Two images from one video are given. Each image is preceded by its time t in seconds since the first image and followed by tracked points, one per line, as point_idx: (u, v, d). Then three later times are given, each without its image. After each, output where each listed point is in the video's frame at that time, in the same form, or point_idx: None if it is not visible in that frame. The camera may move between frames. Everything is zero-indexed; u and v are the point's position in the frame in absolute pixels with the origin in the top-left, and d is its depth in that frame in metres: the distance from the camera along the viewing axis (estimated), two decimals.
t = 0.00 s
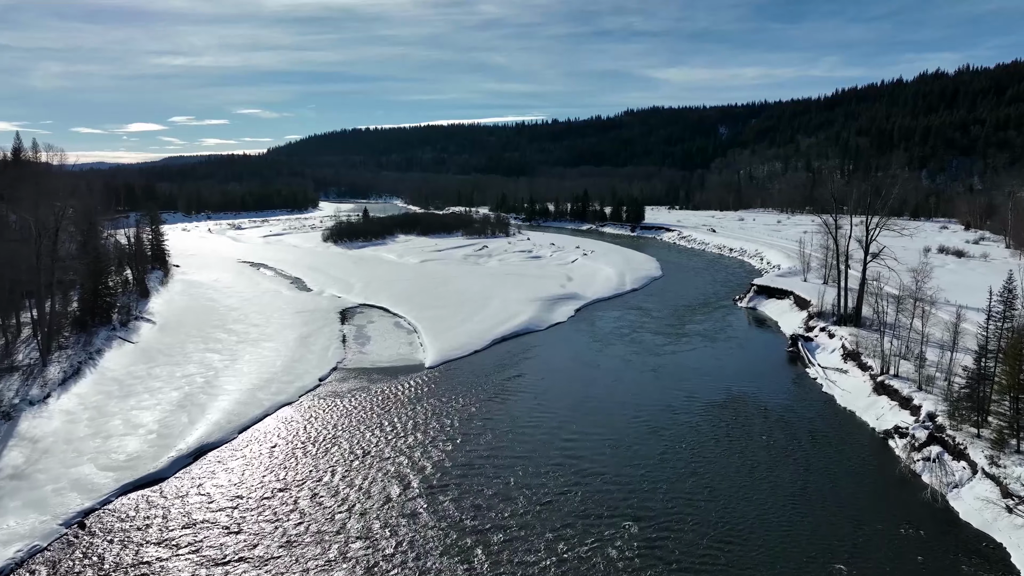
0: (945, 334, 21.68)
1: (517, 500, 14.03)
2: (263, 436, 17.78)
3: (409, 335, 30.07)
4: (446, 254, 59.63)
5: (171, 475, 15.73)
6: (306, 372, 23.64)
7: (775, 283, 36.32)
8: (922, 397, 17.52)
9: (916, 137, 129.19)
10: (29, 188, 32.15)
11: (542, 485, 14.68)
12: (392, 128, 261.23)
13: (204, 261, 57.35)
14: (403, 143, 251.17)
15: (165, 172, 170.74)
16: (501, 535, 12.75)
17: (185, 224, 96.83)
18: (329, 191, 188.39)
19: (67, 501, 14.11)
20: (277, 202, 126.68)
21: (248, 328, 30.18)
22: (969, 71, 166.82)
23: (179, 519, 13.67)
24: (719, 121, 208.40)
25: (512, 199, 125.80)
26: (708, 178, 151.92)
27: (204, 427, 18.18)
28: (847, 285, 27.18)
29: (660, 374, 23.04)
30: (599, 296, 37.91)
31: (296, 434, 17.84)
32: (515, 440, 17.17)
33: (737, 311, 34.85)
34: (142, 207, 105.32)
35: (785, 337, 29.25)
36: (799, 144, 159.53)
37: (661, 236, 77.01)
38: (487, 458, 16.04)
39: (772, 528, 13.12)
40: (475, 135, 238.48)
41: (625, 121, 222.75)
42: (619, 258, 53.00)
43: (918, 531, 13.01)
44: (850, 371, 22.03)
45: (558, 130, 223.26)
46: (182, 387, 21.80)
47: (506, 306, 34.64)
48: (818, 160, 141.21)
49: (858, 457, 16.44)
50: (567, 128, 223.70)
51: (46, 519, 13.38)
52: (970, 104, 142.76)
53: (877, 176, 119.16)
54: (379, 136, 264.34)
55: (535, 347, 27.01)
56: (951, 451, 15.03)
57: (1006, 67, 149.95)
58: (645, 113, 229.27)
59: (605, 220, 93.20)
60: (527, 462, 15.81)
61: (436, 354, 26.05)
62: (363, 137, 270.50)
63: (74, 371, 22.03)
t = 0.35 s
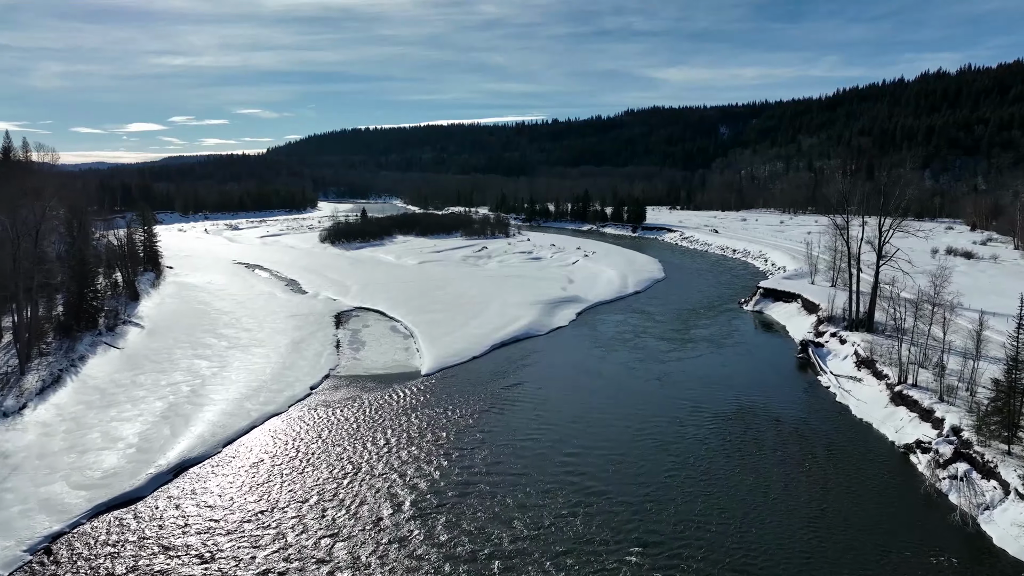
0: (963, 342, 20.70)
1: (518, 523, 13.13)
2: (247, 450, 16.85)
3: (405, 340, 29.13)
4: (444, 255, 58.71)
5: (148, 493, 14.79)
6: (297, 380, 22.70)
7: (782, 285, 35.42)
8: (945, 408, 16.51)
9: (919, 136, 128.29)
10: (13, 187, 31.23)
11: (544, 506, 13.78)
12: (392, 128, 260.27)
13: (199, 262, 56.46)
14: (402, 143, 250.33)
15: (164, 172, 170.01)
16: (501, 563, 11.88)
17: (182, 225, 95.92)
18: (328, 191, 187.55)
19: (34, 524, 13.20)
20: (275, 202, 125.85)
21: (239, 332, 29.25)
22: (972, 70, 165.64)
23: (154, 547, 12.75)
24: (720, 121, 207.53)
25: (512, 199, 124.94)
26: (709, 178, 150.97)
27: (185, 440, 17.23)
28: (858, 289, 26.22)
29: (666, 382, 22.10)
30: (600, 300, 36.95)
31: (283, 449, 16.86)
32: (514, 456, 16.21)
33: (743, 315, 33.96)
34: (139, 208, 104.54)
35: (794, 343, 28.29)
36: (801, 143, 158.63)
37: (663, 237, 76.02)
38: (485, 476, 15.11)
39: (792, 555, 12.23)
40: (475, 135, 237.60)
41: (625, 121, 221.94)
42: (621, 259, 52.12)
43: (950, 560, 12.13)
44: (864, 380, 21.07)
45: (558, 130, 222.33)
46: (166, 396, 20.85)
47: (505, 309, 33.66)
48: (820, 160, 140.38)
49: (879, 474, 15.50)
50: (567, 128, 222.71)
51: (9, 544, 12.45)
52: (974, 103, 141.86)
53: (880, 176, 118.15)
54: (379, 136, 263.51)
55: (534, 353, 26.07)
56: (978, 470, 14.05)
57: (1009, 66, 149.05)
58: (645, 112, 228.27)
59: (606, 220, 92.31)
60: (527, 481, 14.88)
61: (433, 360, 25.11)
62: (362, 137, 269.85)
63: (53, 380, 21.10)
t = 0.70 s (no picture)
0: (985, 350, 19.74)
1: (516, 550, 12.21)
2: (230, 466, 15.92)
3: (401, 344, 28.24)
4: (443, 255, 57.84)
5: (124, 513, 13.89)
6: (286, 389, 21.73)
7: (788, 288, 34.57)
8: (970, 421, 15.57)
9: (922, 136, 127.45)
10: None
11: (545, 530, 12.85)
12: (391, 127, 259.32)
13: (194, 263, 55.56)
14: (401, 143, 249.47)
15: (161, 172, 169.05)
16: None
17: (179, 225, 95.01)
18: (327, 190, 186.73)
19: None
20: (274, 202, 125.06)
21: (229, 337, 28.37)
22: (974, 69, 164.60)
23: None
24: (721, 120, 206.73)
25: (511, 199, 124.07)
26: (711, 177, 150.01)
27: (166, 455, 16.29)
28: (871, 292, 25.26)
29: (673, 392, 21.18)
30: (603, 303, 36.00)
31: (270, 464, 15.98)
32: (513, 473, 15.29)
33: (749, 319, 33.12)
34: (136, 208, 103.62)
35: (804, 348, 27.32)
36: (802, 143, 157.83)
37: (665, 237, 75.06)
38: (482, 496, 14.20)
39: None
40: (474, 135, 236.72)
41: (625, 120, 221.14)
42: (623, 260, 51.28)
43: None
44: (880, 388, 20.17)
45: (559, 130, 221.38)
46: (149, 405, 19.92)
47: (505, 312, 32.77)
48: (822, 160, 139.60)
49: (901, 493, 14.59)
50: (567, 127, 221.74)
51: None
52: (976, 102, 141.05)
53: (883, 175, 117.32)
54: (378, 135, 262.54)
55: (534, 360, 25.14)
56: (1011, 489, 13.10)
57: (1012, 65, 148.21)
58: (646, 112, 227.34)
59: (607, 220, 91.47)
60: (527, 501, 13.96)
61: (429, 367, 24.15)
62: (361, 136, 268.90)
63: (31, 389, 20.20)
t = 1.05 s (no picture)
0: (1009, 359, 18.74)
1: None
2: (214, 484, 15.03)
3: (397, 350, 27.32)
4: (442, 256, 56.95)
5: (96, 538, 13.02)
6: (275, 399, 20.76)
7: (795, 291, 33.69)
8: (998, 435, 14.63)
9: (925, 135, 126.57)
10: None
11: (545, 559, 11.95)
12: (391, 127, 258.29)
13: (189, 264, 54.70)
14: (401, 143, 248.62)
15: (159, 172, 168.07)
16: None
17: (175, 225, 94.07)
18: (327, 190, 185.82)
19: None
20: (272, 202, 124.30)
21: (219, 342, 27.45)
22: (977, 68, 163.56)
23: None
24: (721, 120, 205.93)
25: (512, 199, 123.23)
26: (712, 177, 149.05)
27: (145, 472, 15.36)
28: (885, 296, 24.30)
29: (680, 401, 20.25)
30: (605, 306, 35.03)
31: (254, 483, 15.10)
32: (512, 492, 14.39)
33: (756, 323, 32.25)
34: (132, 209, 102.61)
35: (815, 355, 26.34)
36: (804, 142, 156.99)
37: (667, 238, 74.09)
38: (478, 519, 13.30)
39: None
40: (474, 134, 235.87)
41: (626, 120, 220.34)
42: (625, 261, 50.39)
43: None
44: (898, 398, 19.20)
45: (559, 129, 220.42)
46: (130, 416, 18.96)
47: (504, 316, 31.84)
48: (823, 159, 138.76)
49: (926, 514, 13.66)
50: (568, 127, 220.78)
51: None
52: (979, 101, 140.20)
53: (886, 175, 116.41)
54: (377, 135, 261.64)
55: (536, 367, 24.24)
56: None
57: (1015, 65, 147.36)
58: (647, 111, 226.38)
59: (608, 220, 90.58)
60: (527, 525, 13.05)
61: (425, 374, 23.17)
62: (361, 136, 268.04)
63: (6, 400, 19.26)
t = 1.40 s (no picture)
0: None
1: None
2: (194, 505, 14.11)
3: (392, 355, 26.43)
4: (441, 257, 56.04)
5: (61, 566, 12.09)
6: (262, 409, 19.80)
7: (803, 294, 32.81)
8: None
9: (928, 134, 125.60)
10: None
11: None
12: (390, 126, 257.30)
13: (183, 265, 53.79)
14: (400, 142, 247.70)
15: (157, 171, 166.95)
16: None
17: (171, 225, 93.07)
18: (326, 191, 184.93)
19: None
20: (270, 202, 123.46)
21: (208, 348, 26.52)
22: (980, 68, 162.56)
23: None
24: (722, 120, 205.09)
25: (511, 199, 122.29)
26: (713, 176, 148.09)
27: (119, 492, 14.41)
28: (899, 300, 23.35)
29: (688, 412, 19.32)
30: (607, 309, 34.06)
31: (237, 504, 14.16)
32: (512, 514, 13.46)
33: (763, 327, 31.40)
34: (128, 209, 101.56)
35: (826, 362, 25.38)
36: (806, 142, 156.03)
37: (668, 238, 73.16)
38: (474, 546, 12.36)
39: None
40: (474, 134, 235.03)
41: (626, 119, 219.51)
42: (627, 263, 49.51)
43: None
44: (916, 408, 18.28)
45: (559, 129, 219.47)
46: (108, 428, 17.98)
47: (504, 319, 30.92)
48: (825, 159, 137.82)
49: (958, 540, 12.71)
50: (568, 126, 219.79)
51: None
52: (983, 100, 139.22)
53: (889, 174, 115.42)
54: (376, 134, 260.64)
55: (536, 375, 23.30)
56: None
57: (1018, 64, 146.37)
58: (647, 111, 225.37)
59: (609, 220, 89.68)
60: (528, 552, 12.14)
61: (420, 383, 22.21)
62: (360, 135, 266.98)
63: None
